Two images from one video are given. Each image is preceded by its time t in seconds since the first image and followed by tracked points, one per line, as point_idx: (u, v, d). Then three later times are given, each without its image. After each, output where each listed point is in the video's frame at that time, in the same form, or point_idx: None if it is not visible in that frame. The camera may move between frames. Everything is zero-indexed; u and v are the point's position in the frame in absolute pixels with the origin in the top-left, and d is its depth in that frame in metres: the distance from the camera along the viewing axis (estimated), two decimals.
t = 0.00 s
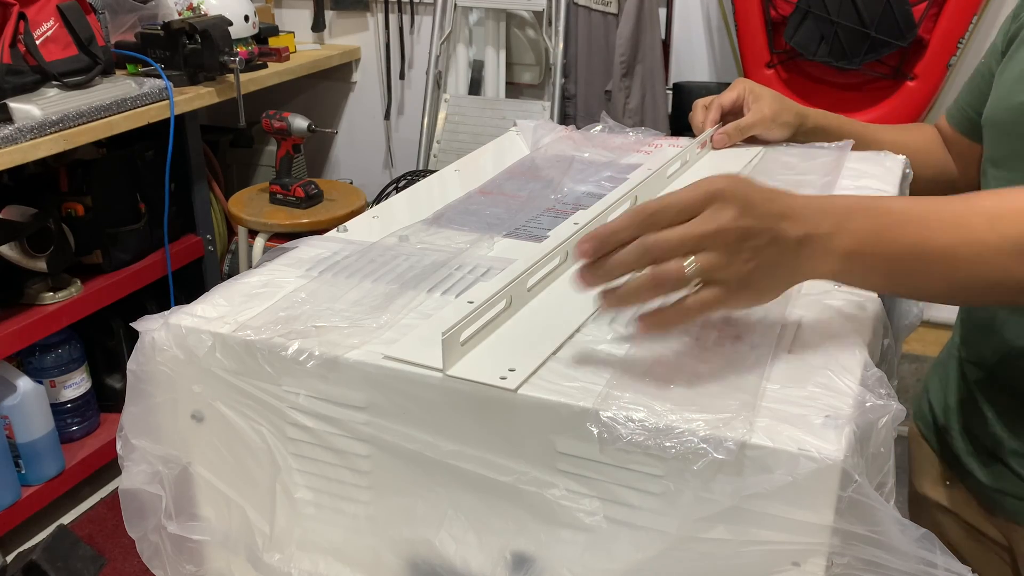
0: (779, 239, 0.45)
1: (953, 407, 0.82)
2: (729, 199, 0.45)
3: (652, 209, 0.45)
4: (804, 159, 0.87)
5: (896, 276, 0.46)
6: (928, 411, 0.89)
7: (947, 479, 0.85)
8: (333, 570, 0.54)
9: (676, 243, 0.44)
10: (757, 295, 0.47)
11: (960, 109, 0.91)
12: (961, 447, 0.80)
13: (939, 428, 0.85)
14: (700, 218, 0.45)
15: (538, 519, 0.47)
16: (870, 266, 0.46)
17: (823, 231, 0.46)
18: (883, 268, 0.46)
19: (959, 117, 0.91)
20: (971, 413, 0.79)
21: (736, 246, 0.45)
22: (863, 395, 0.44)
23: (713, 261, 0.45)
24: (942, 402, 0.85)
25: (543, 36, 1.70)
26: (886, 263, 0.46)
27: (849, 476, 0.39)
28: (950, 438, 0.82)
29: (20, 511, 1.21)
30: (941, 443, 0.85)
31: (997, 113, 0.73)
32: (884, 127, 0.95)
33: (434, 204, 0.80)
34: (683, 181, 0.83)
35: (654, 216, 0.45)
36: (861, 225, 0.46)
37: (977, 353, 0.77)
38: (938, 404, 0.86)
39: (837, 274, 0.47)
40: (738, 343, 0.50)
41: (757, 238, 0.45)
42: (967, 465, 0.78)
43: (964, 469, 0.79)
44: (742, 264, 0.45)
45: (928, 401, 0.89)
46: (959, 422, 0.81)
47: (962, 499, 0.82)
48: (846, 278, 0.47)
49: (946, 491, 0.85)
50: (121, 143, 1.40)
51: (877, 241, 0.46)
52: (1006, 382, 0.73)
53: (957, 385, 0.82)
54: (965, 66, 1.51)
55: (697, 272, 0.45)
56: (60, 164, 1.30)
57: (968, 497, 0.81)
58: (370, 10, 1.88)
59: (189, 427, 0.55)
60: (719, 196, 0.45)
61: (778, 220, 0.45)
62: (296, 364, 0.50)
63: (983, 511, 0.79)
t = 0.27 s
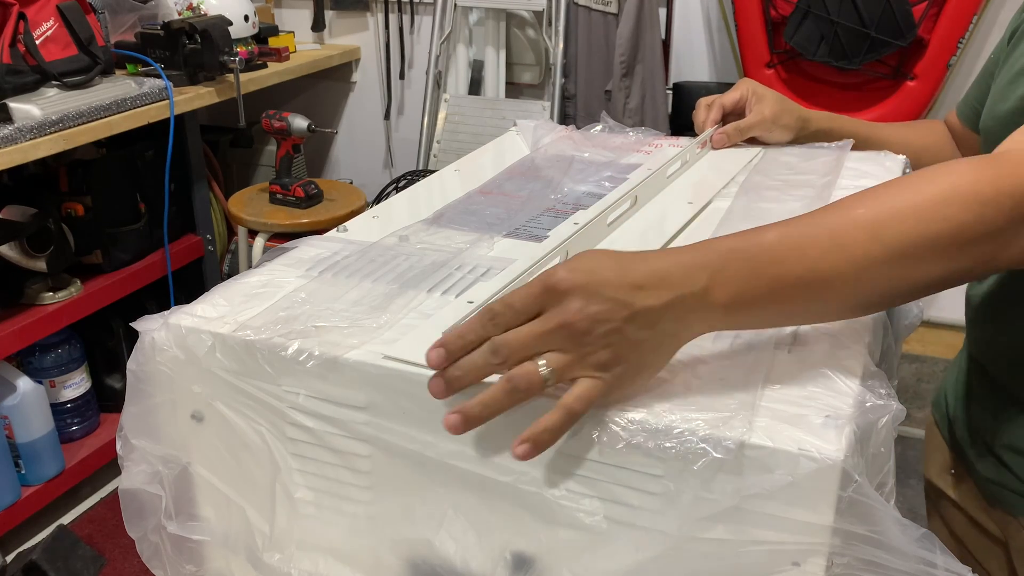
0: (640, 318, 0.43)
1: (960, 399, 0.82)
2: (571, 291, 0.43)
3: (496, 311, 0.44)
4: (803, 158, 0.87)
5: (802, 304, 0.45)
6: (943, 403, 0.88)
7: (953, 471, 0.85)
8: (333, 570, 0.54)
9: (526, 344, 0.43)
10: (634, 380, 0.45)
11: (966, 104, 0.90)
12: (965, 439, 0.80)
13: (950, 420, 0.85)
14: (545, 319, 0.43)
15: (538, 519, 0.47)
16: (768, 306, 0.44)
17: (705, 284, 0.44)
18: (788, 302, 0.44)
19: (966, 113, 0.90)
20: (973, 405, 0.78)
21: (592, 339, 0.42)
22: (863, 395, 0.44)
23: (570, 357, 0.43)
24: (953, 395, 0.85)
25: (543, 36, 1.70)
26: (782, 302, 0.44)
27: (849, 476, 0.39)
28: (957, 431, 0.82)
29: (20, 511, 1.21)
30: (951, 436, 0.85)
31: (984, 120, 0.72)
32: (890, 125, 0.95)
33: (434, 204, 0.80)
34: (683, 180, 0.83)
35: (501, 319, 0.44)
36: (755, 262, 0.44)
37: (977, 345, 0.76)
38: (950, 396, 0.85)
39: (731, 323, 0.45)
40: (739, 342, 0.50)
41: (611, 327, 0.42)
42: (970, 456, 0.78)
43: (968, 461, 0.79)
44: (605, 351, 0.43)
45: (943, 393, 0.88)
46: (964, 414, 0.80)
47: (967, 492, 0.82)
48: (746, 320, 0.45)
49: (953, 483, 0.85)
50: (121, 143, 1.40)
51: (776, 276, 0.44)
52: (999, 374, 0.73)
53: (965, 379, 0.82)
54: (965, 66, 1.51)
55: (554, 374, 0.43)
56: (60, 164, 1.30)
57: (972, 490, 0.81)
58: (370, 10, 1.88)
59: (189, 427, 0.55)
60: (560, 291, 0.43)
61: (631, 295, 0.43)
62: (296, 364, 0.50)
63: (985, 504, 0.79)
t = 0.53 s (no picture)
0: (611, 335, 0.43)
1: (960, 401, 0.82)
2: (544, 306, 0.43)
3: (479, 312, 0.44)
4: (804, 159, 0.87)
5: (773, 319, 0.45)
6: (943, 404, 0.88)
7: (952, 470, 0.85)
8: (333, 570, 0.54)
9: (501, 351, 0.43)
10: (604, 396, 0.44)
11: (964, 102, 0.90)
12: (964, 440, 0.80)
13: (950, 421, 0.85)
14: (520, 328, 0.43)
15: (538, 519, 0.47)
16: (741, 322, 0.45)
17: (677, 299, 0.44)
18: (760, 318, 0.45)
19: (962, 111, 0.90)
20: (972, 407, 0.78)
21: (560, 354, 0.43)
22: (863, 395, 0.44)
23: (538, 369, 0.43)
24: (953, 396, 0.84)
25: (543, 36, 1.70)
26: (752, 317, 0.45)
27: (849, 476, 0.39)
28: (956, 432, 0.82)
29: (20, 511, 1.21)
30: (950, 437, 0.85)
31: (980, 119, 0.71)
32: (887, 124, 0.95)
33: (434, 204, 0.80)
34: (681, 178, 0.83)
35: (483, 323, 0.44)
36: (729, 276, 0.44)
37: (978, 348, 0.76)
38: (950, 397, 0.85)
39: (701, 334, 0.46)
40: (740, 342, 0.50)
41: (581, 342, 0.43)
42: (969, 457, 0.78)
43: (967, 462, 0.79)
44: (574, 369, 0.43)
45: (943, 393, 0.88)
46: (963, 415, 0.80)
47: (966, 493, 0.82)
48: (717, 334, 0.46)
49: (951, 484, 0.85)
50: (121, 143, 1.40)
51: (750, 292, 0.44)
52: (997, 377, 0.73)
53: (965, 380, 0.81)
54: (965, 65, 1.51)
55: (522, 384, 0.43)
56: (60, 164, 1.30)
57: (971, 491, 0.81)
58: (370, 10, 1.88)
59: (189, 427, 0.55)
60: (535, 304, 0.43)
61: (604, 312, 0.43)
62: (296, 364, 0.50)
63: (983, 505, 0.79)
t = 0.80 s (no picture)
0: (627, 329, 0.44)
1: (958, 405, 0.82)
2: (562, 296, 0.43)
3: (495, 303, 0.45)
4: (804, 159, 0.87)
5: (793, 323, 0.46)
6: (940, 408, 0.88)
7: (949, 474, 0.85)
8: (333, 571, 0.54)
9: (516, 339, 0.44)
10: (610, 396, 0.44)
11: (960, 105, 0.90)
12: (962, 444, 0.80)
13: (947, 425, 0.85)
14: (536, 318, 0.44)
15: (538, 520, 0.47)
16: (754, 325, 0.46)
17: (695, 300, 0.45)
18: (779, 322, 0.45)
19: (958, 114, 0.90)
20: (970, 411, 0.78)
21: (575, 344, 0.43)
22: (863, 395, 0.44)
23: (553, 358, 0.43)
24: (950, 400, 0.85)
25: (543, 36, 1.70)
26: (769, 320, 0.45)
27: (849, 476, 0.39)
28: (954, 436, 0.82)
29: (20, 511, 1.21)
30: (948, 441, 0.85)
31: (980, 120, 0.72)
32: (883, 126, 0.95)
33: (433, 203, 0.80)
34: (673, 175, 0.84)
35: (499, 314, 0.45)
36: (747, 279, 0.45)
37: (976, 352, 0.76)
38: (947, 402, 0.85)
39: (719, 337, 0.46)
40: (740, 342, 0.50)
41: (597, 332, 0.43)
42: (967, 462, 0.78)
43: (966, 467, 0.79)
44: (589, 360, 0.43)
45: (940, 397, 0.88)
46: (961, 420, 0.81)
47: (964, 496, 0.82)
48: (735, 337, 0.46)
49: (948, 487, 0.85)
50: (121, 143, 1.40)
51: (768, 295, 0.45)
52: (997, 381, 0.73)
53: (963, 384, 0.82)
54: (965, 66, 1.51)
55: (536, 374, 0.44)
56: (60, 164, 1.30)
57: (970, 495, 0.82)
58: (370, 10, 1.88)
59: (189, 427, 0.55)
60: (552, 293, 0.43)
61: (621, 305, 0.43)
62: (296, 365, 0.50)
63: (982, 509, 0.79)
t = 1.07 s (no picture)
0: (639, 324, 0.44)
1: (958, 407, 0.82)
2: (579, 278, 0.45)
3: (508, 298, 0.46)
4: (804, 159, 0.87)
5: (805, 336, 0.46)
6: (941, 409, 0.88)
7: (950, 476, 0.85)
8: (333, 571, 0.54)
9: (531, 325, 0.44)
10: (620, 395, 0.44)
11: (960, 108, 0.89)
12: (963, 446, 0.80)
13: (948, 426, 0.85)
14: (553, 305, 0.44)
15: (538, 520, 0.47)
16: (764, 339, 0.46)
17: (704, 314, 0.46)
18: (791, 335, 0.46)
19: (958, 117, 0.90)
20: (971, 413, 0.79)
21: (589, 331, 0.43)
22: (863, 395, 0.44)
23: (568, 345, 0.43)
24: (951, 403, 0.85)
25: (543, 36, 1.70)
26: (780, 331, 0.46)
27: (849, 476, 0.39)
28: (955, 438, 0.82)
29: (20, 511, 1.20)
30: (949, 444, 0.85)
31: (980, 122, 0.72)
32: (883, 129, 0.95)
33: (433, 204, 0.80)
34: (672, 176, 0.84)
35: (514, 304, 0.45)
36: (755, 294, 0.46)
37: (976, 354, 0.77)
38: (948, 403, 0.85)
39: (731, 351, 0.46)
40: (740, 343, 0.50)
41: (612, 321, 0.44)
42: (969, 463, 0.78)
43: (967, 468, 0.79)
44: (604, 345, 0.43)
45: (940, 400, 0.88)
46: (962, 421, 0.81)
47: (966, 498, 0.83)
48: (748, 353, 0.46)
49: (949, 489, 0.85)
50: (121, 143, 1.40)
51: (778, 307, 0.46)
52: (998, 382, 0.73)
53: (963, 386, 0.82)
54: (965, 66, 1.51)
55: (549, 364, 0.44)
56: (60, 164, 1.30)
57: (971, 496, 0.82)
58: (370, 10, 1.88)
59: (189, 427, 0.55)
60: (570, 277, 0.45)
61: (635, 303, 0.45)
62: (297, 365, 0.50)
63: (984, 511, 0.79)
